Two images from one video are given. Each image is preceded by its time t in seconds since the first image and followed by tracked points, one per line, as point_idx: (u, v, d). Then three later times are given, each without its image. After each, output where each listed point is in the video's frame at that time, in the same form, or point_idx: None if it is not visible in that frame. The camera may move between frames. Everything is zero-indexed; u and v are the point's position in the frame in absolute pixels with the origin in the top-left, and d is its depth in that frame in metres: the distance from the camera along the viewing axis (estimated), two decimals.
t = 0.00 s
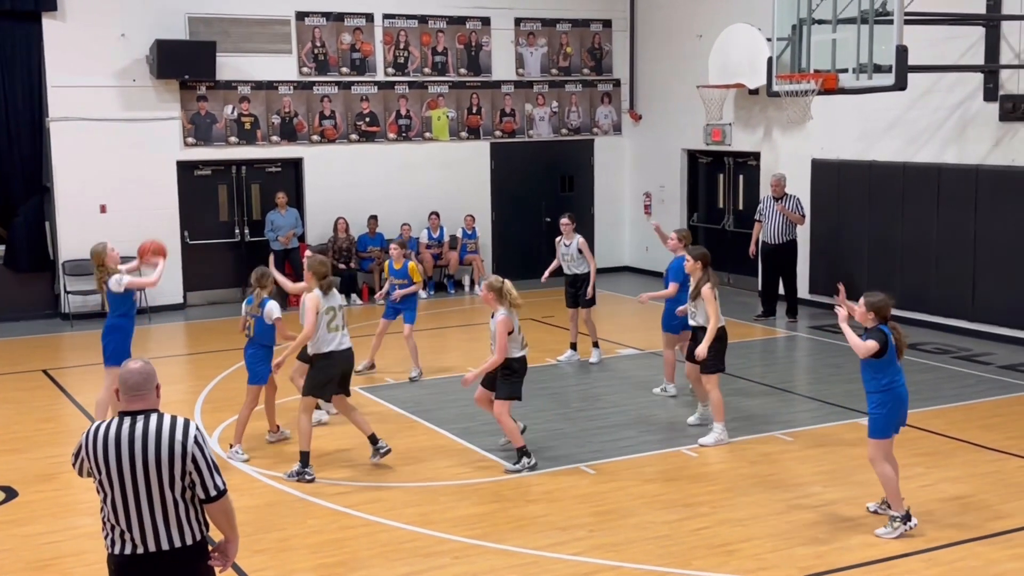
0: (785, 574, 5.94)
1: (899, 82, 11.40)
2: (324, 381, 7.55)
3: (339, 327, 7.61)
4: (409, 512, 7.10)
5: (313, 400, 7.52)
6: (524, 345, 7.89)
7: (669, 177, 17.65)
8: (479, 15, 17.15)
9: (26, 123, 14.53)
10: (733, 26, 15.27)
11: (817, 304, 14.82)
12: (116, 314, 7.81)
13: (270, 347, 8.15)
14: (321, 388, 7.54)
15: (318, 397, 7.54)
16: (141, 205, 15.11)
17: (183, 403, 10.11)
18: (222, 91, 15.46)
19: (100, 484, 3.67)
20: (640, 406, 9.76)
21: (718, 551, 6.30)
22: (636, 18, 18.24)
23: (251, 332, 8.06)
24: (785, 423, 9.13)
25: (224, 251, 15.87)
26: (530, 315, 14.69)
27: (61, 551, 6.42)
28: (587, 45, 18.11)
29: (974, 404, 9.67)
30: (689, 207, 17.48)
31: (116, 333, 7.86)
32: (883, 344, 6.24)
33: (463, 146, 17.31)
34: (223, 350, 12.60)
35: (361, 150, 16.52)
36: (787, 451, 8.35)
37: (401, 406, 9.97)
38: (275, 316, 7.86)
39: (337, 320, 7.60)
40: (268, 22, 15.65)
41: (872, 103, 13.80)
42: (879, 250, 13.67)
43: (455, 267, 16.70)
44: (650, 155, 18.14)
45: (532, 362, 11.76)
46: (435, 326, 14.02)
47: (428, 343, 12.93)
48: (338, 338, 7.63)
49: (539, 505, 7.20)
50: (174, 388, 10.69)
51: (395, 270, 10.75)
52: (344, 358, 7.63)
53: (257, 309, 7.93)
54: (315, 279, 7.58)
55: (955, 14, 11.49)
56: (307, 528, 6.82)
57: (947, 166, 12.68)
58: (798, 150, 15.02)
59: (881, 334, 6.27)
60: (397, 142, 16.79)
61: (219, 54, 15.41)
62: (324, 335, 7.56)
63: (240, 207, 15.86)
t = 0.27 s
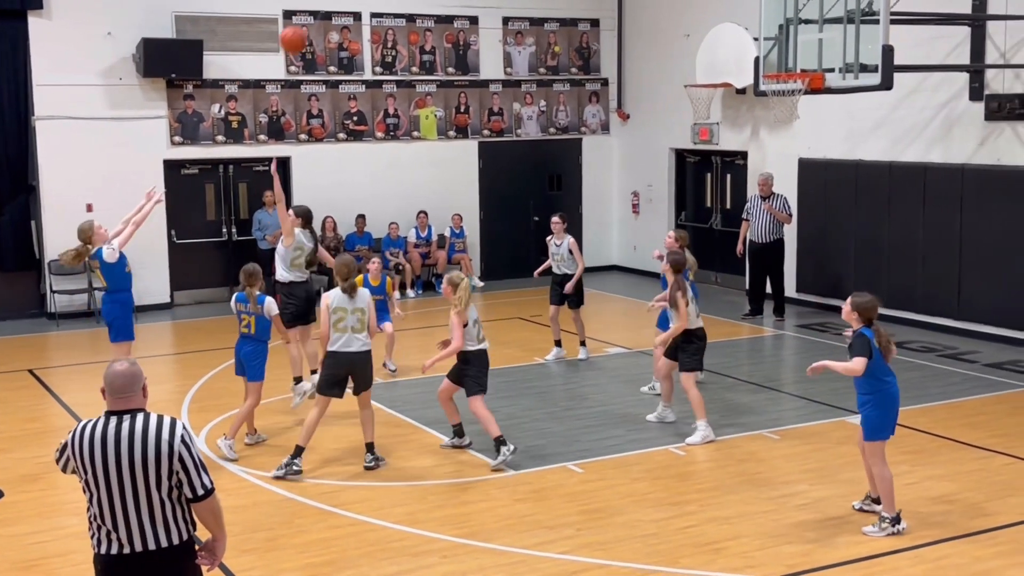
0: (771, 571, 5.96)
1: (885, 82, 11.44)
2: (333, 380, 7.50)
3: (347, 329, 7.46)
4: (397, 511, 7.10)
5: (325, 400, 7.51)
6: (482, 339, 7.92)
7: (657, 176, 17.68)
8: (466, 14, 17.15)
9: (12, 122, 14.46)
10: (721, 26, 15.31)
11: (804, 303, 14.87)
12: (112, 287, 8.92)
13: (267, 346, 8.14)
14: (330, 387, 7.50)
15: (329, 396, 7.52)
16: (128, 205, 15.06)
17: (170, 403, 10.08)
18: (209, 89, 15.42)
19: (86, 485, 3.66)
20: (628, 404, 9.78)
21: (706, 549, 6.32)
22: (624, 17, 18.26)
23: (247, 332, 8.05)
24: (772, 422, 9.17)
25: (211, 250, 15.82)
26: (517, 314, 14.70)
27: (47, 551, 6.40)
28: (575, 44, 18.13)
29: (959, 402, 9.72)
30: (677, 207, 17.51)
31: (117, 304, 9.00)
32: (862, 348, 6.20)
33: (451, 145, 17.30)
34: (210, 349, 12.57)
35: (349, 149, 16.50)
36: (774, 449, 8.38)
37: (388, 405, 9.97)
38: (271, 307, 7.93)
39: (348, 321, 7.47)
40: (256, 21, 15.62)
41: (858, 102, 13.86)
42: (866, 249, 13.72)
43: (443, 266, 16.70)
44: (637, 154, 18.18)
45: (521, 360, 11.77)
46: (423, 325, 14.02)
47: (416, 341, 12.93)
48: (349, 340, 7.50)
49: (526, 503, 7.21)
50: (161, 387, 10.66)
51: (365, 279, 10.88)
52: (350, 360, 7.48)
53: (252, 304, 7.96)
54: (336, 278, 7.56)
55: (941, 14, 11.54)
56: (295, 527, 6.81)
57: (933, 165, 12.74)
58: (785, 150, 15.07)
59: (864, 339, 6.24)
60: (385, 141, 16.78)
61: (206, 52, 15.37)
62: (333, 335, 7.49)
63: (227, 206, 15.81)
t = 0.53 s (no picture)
0: (749, 570, 5.99)
1: (863, 82, 11.51)
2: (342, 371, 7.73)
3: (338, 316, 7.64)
4: (376, 511, 7.09)
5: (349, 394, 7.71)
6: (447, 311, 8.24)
7: (637, 176, 17.72)
8: (446, 14, 17.14)
9: None
10: (700, 26, 15.36)
11: (783, 302, 14.95)
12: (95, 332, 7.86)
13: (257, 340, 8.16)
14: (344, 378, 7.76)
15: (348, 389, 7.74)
16: (105, 205, 14.96)
17: (148, 404, 10.03)
18: (187, 89, 15.35)
19: (64, 484, 3.65)
20: (607, 404, 9.81)
21: (684, 548, 6.34)
22: (603, 17, 18.29)
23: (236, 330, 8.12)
24: (750, 421, 9.21)
25: (189, 250, 15.73)
26: (497, 314, 14.70)
27: (23, 553, 6.35)
28: (555, 45, 18.15)
29: (935, 401, 9.79)
30: (657, 207, 17.56)
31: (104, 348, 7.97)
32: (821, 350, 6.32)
33: (430, 145, 17.28)
34: (188, 350, 12.51)
35: (329, 149, 16.46)
36: (752, 448, 8.43)
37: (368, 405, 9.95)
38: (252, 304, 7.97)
39: (341, 309, 7.64)
40: (234, 20, 15.55)
41: (836, 103, 13.94)
42: (844, 249, 13.80)
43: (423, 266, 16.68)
44: (617, 155, 18.21)
45: (501, 360, 11.77)
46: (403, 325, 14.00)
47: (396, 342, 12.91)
48: (343, 328, 7.64)
49: (506, 503, 7.21)
50: (139, 388, 10.60)
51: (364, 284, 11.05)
52: (341, 348, 7.62)
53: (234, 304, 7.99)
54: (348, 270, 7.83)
55: (917, 15, 11.61)
56: (273, 528, 6.79)
57: (910, 166, 12.83)
58: (764, 150, 15.13)
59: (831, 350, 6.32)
60: (364, 141, 16.74)
61: (183, 51, 15.29)
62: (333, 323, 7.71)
63: (205, 206, 15.73)
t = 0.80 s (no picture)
0: (727, 568, 6.01)
1: (840, 82, 11.57)
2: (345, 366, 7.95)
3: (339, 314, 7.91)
4: (353, 511, 7.07)
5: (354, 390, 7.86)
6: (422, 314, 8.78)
7: (615, 175, 17.74)
8: (424, 12, 17.10)
9: None
10: (677, 26, 15.40)
11: (761, 301, 15.01)
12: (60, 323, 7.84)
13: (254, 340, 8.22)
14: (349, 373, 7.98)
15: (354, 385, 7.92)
16: (80, 204, 14.84)
17: (124, 404, 9.95)
18: (163, 87, 15.25)
19: (40, 484, 3.63)
20: (585, 403, 9.81)
21: (662, 547, 6.35)
22: (582, 17, 18.31)
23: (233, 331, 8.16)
24: (728, 419, 9.24)
25: (165, 250, 15.62)
26: (476, 313, 14.69)
27: None
28: (533, 43, 18.15)
29: (911, 399, 9.85)
30: (635, 206, 17.59)
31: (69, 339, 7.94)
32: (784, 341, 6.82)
33: (409, 144, 17.24)
34: (164, 349, 12.42)
35: (306, 148, 16.38)
36: (730, 446, 8.45)
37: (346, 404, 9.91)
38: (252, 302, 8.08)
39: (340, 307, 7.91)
40: (210, 18, 15.46)
41: (813, 102, 14.00)
42: (821, 247, 13.87)
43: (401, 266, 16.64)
44: (596, 154, 18.23)
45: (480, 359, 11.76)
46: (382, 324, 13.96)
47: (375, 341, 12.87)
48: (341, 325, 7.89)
49: (484, 503, 7.20)
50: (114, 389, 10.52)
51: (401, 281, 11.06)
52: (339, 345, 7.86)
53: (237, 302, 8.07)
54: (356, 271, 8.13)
55: (893, 15, 11.67)
56: (250, 528, 6.75)
57: (886, 165, 12.90)
58: (742, 149, 15.19)
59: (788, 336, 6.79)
60: (342, 139, 16.69)
61: (159, 49, 15.19)
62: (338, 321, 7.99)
63: (182, 205, 15.62)
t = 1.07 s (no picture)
0: (712, 566, 6.02)
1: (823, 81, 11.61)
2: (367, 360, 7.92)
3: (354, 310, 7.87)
4: (338, 510, 7.05)
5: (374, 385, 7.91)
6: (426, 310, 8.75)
7: (600, 174, 17.76)
8: (409, 11, 17.07)
9: None
10: (662, 25, 15.42)
11: (745, 299, 15.05)
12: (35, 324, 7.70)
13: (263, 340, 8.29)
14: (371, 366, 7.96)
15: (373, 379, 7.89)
16: (62, 204, 14.76)
17: (107, 404, 9.90)
18: (146, 85, 15.17)
19: (24, 484, 3.61)
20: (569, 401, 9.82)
21: (647, 545, 6.36)
22: (566, 16, 18.31)
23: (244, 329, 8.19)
24: (713, 417, 9.26)
25: (148, 249, 15.54)
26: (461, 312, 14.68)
27: None
28: (518, 42, 18.14)
29: (895, 397, 9.89)
30: (620, 205, 17.61)
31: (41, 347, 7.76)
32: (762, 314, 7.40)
33: (393, 143, 17.21)
34: (147, 349, 12.36)
35: (290, 146, 16.34)
36: (715, 444, 8.47)
37: (331, 404, 9.89)
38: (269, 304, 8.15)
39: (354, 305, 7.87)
40: (194, 16, 15.40)
41: (797, 101, 14.05)
42: (805, 245, 13.92)
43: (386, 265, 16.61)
44: (580, 153, 18.24)
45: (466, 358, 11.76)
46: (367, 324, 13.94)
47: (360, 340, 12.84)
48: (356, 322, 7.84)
49: (469, 502, 7.20)
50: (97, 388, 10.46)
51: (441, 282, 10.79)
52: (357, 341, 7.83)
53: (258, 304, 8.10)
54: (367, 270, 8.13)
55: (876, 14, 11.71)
56: (234, 528, 6.73)
57: (869, 164, 12.95)
58: (727, 149, 15.22)
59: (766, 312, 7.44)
60: (327, 138, 16.64)
61: (142, 48, 15.10)
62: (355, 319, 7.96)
63: (165, 204, 15.54)
